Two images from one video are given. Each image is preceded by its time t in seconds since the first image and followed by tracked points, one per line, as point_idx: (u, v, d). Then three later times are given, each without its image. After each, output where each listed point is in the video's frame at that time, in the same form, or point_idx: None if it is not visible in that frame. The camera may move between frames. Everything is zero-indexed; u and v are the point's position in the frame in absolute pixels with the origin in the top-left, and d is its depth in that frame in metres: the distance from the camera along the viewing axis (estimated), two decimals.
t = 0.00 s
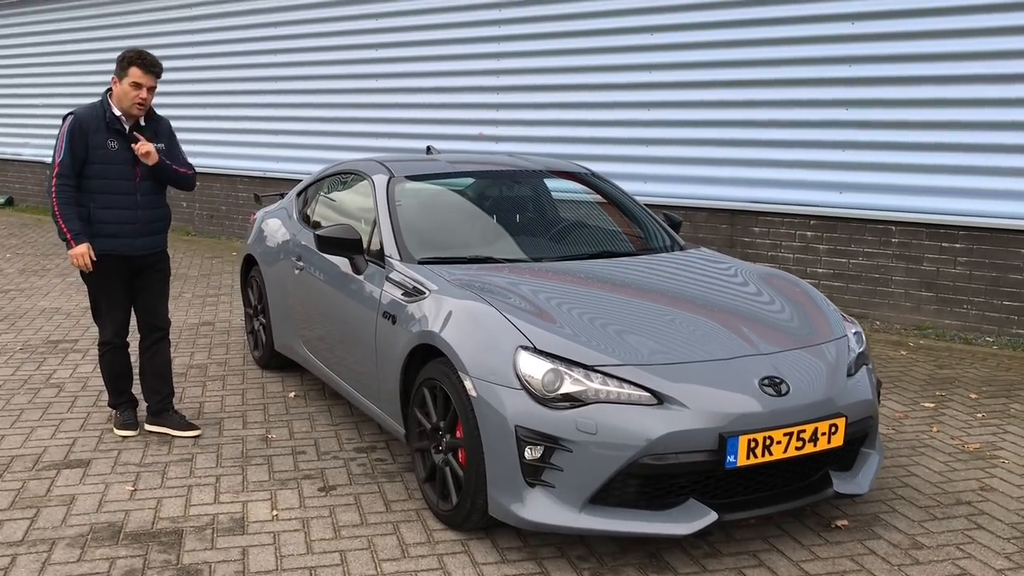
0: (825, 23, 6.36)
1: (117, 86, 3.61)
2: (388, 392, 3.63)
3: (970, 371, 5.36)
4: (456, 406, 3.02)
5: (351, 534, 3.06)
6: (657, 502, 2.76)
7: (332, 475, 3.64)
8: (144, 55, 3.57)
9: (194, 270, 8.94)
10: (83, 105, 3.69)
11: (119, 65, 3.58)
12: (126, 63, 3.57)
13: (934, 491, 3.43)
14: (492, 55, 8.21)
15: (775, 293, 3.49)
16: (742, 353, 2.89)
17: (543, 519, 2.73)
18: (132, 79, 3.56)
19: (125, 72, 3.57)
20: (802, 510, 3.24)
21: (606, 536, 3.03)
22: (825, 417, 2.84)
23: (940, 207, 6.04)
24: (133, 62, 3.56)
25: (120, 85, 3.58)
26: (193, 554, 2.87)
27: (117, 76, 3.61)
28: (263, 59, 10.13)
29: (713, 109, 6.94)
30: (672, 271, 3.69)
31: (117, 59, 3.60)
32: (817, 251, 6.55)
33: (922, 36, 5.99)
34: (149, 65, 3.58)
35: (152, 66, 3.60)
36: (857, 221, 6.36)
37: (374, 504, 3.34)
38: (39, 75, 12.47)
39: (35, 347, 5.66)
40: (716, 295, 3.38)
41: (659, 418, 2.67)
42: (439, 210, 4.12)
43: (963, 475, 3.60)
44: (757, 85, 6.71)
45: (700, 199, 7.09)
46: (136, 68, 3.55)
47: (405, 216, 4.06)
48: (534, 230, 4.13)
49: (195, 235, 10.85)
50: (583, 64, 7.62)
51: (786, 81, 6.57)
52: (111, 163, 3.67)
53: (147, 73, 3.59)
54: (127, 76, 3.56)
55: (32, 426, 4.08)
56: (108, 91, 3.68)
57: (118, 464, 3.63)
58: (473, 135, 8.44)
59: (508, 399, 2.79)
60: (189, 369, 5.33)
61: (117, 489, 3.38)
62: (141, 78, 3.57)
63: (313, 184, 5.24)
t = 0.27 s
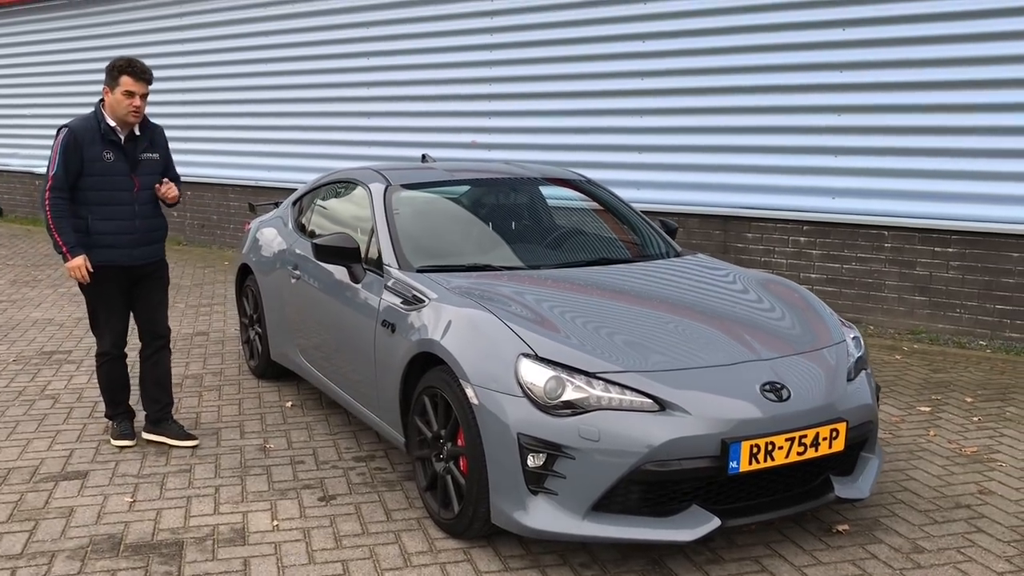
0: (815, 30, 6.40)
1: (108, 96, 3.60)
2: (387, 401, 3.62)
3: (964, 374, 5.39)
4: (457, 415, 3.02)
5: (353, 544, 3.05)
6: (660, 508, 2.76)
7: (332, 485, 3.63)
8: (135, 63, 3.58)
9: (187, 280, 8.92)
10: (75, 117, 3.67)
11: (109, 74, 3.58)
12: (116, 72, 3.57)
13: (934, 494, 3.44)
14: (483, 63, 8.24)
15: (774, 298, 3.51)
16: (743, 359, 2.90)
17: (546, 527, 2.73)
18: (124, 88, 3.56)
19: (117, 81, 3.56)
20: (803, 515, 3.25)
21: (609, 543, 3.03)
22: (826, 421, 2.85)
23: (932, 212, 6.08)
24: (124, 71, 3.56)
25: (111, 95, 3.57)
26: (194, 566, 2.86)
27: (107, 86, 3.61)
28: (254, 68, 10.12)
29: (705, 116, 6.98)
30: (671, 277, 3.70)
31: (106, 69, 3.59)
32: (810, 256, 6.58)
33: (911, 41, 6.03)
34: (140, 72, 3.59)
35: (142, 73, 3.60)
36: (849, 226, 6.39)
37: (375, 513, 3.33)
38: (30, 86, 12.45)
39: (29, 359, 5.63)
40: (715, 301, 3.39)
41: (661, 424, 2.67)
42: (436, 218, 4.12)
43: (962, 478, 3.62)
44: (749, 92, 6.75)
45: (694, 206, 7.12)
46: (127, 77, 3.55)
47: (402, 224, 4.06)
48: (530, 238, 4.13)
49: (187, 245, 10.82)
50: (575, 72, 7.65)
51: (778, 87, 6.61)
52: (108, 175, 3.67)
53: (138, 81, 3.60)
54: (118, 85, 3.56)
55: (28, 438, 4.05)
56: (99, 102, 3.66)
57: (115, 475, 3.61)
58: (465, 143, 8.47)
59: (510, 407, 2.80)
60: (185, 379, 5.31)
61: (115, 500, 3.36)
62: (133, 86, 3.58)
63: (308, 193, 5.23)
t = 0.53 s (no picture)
0: (807, 35, 6.46)
1: (110, 104, 3.62)
2: (391, 407, 3.64)
3: (959, 376, 5.44)
4: (462, 419, 3.04)
5: (359, 549, 3.07)
6: (664, 511, 2.79)
7: (336, 490, 3.64)
8: (133, 70, 3.60)
9: (182, 287, 8.92)
10: (80, 126, 3.69)
11: (108, 82, 3.60)
12: (116, 79, 3.59)
13: (932, 495, 3.48)
14: (478, 70, 8.28)
15: (773, 302, 3.55)
16: (745, 363, 2.94)
17: (552, 530, 2.76)
18: (125, 95, 3.58)
19: (117, 89, 3.58)
20: (804, 517, 3.28)
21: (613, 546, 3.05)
22: (827, 424, 2.89)
23: (925, 215, 6.14)
24: (124, 78, 3.59)
25: (113, 103, 3.60)
26: (201, 572, 2.88)
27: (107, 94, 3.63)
28: (247, 75, 10.14)
29: (699, 121, 7.03)
30: (671, 282, 3.74)
31: (105, 77, 3.61)
32: (804, 260, 6.63)
33: (903, 47, 6.09)
34: (139, 78, 3.61)
35: (141, 78, 3.62)
36: (844, 230, 6.44)
37: (379, 519, 3.35)
38: (23, 95, 12.45)
39: (28, 368, 5.63)
40: (716, 305, 3.43)
41: (665, 428, 2.70)
42: (436, 225, 4.14)
43: (960, 479, 3.66)
44: (742, 97, 6.80)
45: (689, 211, 7.17)
46: (127, 83, 3.58)
47: (403, 231, 4.09)
48: (529, 244, 4.16)
49: (181, 253, 10.82)
50: (569, 78, 7.70)
51: (771, 93, 6.66)
52: (117, 183, 3.70)
53: (139, 86, 3.62)
54: (119, 92, 3.58)
55: (31, 446, 4.06)
56: (103, 110, 3.69)
57: (119, 483, 3.62)
58: (460, 150, 8.50)
59: (516, 412, 2.83)
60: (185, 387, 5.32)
61: (120, 507, 3.37)
62: (134, 92, 3.60)
63: (307, 200, 5.25)
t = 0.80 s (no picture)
0: (802, 38, 6.52)
1: (123, 107, 3.66)
2: (395, 407, 3.67)
3: (955, 375, 5.50)
4: (468, 418, 3.08)
5: (366, 547, 3.10)
6: (669, 508, 2.83)
7: (341, 490, 3.67)
8: (141, 71, 3.64)
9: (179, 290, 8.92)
10: (94, 130, 3.73)
11: (120, 85, 3.64)
12: (126, 82, 3.64)
13: (931, 492, 3.53)
14: (474, 73, 8.32)
15: (774, 303, 3.60)
16: (748, 362, 2.98)
17: (559, 527, 2.80)
18: (135, 97, 3.63)
19: (128, 91, 3.63)
20: (805, 514, 3.33)
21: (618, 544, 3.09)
22: (829, 421, 2.93)
23: (920, 216, 6.19)
24: (134, 80, 3.63)
25: (125, 106, 3.64)
26: (210, 571, 2.90)
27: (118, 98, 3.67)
28: (243, 78, 10.15)
29: (695, 123, 7.08)
30: (672, 283, 3.78)
31: (115, 80, 3.65)
32: (800, 261, 6.68)
33: (897, 49, 6.15)
34: (147, 78, 3.65)
35: (150, 80, 3.67)
36: (839, 231, 6.50)
37: (385, 518, 3.39)
38: (18, 98, 12.44)
39: (28, 370, 5.64)
40: (717, 306, 3.47)
41: (670, 426, 2.74)
42: (438, 227, 4.18)
43: (957, 476, 3.71)
44: (738, 99, 6.86)
45: (685, 212, 7.22)
46: (138, 85, 3.62)
47: (405, 233, 4.12)
48: (529, 245, 4.19)
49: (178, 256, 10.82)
50: (566, 81, 7.74)
51: (766, 95, 6.72)
52: (131, 186, 3.74)
53: (148, 87, 3.66)
54: (130, 94, 3.63)
55: (36, 448, 4.07)
56: (115, 114, 3.73)
57: (125, 484, 3.64)
58: (457, 152, 8.54)
59: (522, 411, 2.86)
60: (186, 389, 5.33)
61: (128, 508, 3.40)
62: (144, 93, 3.65)
63: (308, 203, 5.28)
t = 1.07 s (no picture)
0: (798, 36, 6.55)
1: (147, 106, 3.71)
2: (398, 404, 3.69)
3: (951, 371, 5.54)
4: (472, 415, 3.10)
5: (371, 543, 3.12)
6: (672, 503, 2.86)
7: (345, 487, 3.69)
8: (165, 71, 3.67)
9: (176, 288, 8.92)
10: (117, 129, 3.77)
11: (144, 85, 3.68)
12: (151, 82, 3.68)
13: (929, 486, 3.57)
14: (470, 71, 8.34)
15: (773, 300, 3.63)
16: (749, 358, 3.02)
17: (564, 522, 2.83)
18: (159, 96, 3.67)
19: (152, 91, 3.67)
20: (805, 509, 3.36)
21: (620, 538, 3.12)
22: (829, 416, 2.96)
23: (915, 213, 6.24)
24: (158, 80, 3.67)
25: (149, 105, 3.68)
26: (217, 567, 2.93)
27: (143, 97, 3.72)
28: (238, 76, 10.15)
29: (692, 121, 7.11)
30: (672, 280, 3.81)
31: (140, 80, 3.70)
32: (796, 258, 6.72)
33: (892, 47, 6.19)
34: (172, 78, 3.69)
35: (175, 80, 3.71)
36: (834, 228, 6.54)
37: (389, 514, 3.41)
38: (12, 97, 12.42)
39: (28, 369, 5.64)
40: (718, 304, 3.50)
41: (673, 421, 2.77)
42: (439, 225, 4.20)
43: (955, 471, 3.75)
44: (734, 98, 6.89)
45: (682, 210, 7.25)
46: (162, 85, 3.67)
47: (406, 231, 4.14)
48: (528, 243, 4.21)
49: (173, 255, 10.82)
50: (562, 79, 7.77)
51: (762, 93, 6.75)
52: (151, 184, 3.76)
53: (172, 87, 3.70)
54: (155, 94, 3.67)
55: (38, 446, 4.08)
56: (139, 113, 3.77)
57: (129, 482, 3.66)
58: (454, 150, 8.57)
59: (526, 407, 2.89)
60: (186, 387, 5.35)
61: (132, 505, 3.41)
62: (168, 93, 3.69)
63: (308, 202, 5.30)
